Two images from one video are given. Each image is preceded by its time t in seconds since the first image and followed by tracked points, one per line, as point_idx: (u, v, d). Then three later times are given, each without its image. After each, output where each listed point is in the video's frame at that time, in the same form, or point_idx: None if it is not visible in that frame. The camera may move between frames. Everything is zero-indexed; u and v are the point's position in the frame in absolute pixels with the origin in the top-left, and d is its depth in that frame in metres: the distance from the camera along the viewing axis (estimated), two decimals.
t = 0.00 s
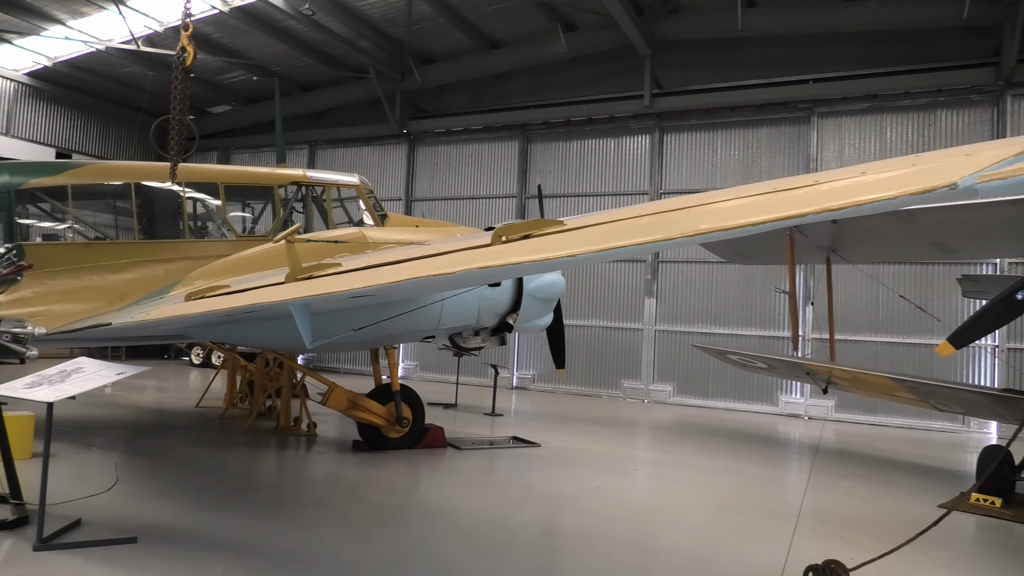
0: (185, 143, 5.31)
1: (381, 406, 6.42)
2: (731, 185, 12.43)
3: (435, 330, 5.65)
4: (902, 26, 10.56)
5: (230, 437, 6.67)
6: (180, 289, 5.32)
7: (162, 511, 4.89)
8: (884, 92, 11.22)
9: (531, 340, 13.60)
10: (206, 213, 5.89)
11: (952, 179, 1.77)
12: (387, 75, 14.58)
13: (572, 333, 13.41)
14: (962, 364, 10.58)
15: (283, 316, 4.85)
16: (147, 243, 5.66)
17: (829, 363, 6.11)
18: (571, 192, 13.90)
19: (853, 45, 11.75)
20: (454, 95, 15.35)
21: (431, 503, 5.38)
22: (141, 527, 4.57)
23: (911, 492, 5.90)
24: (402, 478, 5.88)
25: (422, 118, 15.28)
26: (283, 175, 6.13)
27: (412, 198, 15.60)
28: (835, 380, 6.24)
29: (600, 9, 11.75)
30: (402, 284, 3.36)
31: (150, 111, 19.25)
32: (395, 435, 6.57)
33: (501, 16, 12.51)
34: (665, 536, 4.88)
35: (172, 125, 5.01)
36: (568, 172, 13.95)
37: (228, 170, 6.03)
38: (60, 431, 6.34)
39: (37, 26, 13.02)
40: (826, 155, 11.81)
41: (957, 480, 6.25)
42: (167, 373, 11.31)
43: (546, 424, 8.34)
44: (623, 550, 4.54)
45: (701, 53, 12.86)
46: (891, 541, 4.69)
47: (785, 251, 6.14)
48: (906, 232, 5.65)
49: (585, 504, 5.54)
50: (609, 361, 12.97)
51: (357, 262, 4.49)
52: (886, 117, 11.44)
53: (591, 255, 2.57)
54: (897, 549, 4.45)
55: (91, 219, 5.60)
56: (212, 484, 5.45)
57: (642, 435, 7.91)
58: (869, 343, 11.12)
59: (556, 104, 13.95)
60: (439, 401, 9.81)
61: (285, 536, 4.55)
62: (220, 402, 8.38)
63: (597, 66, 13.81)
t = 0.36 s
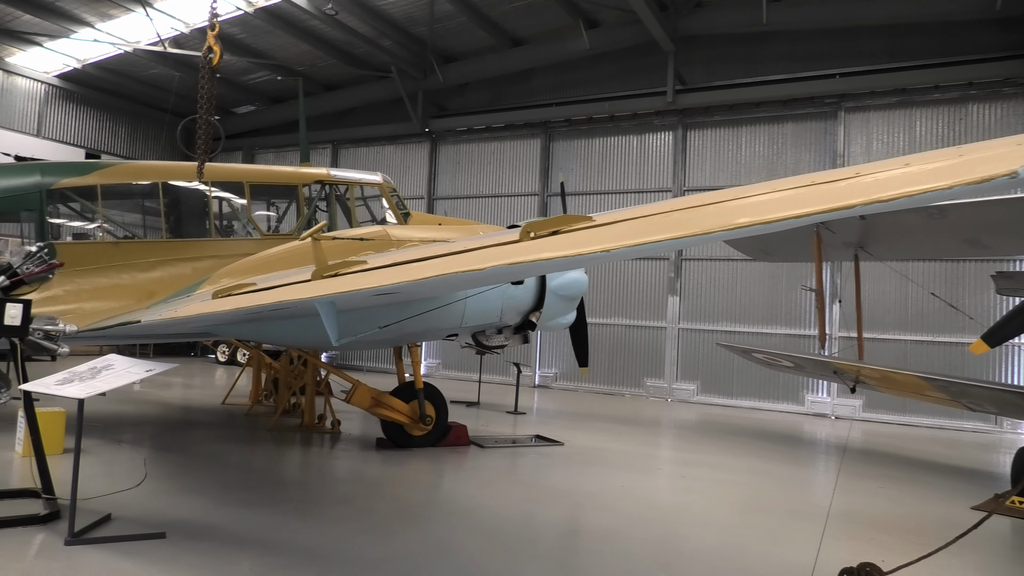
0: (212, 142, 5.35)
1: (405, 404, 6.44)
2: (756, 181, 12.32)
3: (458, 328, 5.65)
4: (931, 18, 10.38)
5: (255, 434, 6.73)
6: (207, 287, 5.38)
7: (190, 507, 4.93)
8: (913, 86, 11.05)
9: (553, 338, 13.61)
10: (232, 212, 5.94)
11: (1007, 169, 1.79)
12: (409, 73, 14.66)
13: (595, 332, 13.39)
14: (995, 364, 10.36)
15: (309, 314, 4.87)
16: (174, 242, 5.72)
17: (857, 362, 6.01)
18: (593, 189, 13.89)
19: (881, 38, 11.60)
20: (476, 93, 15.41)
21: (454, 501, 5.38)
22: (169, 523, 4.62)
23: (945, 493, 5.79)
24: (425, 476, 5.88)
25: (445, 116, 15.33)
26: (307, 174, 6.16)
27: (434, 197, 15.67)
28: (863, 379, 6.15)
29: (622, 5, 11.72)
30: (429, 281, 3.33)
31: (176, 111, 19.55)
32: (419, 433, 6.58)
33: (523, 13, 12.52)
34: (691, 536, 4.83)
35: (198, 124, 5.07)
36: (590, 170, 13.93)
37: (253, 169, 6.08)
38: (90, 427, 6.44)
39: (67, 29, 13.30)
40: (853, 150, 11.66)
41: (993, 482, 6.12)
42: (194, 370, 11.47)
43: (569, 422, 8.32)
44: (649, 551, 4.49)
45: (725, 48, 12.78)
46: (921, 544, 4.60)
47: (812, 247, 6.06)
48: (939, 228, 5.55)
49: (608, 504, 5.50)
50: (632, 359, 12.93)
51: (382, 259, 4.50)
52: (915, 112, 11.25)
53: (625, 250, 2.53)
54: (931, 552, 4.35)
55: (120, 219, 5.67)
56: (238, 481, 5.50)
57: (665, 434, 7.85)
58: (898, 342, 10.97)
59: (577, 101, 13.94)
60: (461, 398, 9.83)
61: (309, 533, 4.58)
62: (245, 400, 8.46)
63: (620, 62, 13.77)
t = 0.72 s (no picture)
0: (239, 142, 5.38)
1: (429, 402, 6.46)
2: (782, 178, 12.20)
3: (481, 326, 5.65)
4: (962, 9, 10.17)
5: (280, 431, 6.78)
6: (233, 285, 5.42)
7: (217, 503, 4.98)
8: (943, 80, 10.83)
9: (576, 337, 13.60)
10: (257, 211, 6.00)
11: None
12: (431, 72, 14.72)
13: (618, 330, 13.36)
14: None
15: (334, 312, 4.89)
16: (201, 242, 5.79)
17: (887, 361, 5.89)
18: (616, 186, 13.86)
19: (910, 31, 11.42)
20: (498, 91, 15.50)
21: (476, 500, 5.36)
22: (197, 519, 4.66)
23: (982, 494, 5.66)
24: (449, 474, 5.89)
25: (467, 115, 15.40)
26: (331, 172, 6.20)
27: (456, 195, 15.74)
28: (893, 378, 6.03)
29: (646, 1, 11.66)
30: (456, 276, 3.30)
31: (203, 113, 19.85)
32: (442, 431, 6.59)
33: (544, 11, 12.52)
34: (718, 536, 4.77)
35: (225, 126, 5.10)
36: (613, 167, 13.90)
37: (278, 168, 6.13)
38: (121, 423, 6.54)
39: (97, 31, 13.56)
40: (882, 145, 11.48)
41: None
42: (220, 367, 11.62)
43: (592, 421, 8.28)
44: (675, 551, 4.44)
45: (750, 42, 12.68)
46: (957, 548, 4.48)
47: (839, 243, 5.96)
48: (976, 224, 5.41)
49: (633, 503, 5.45)
50: (656, 358, 12.88)
51: (407, 256, 4.49)
52: (946, 106, 11.03)
53: (660, 243, 2.48)
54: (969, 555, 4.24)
55: (148, 219, 5.71)
56: (263, 477, 5.54)
57: (690, 433, 7.78)
58: (929, 341, 10.79)
59: (600, 98, 13.92)
60: (485, 397, 9.84)
61: (334, 529, 4.59)
62: (271, 397, 8.55)
63: (643, 58, 13.74)
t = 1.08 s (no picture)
0: (264, 143, 5.40)
1: (453, 400, 6.47)
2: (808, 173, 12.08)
3: (504, 324, 5.65)
4: None
5: (306, 429, 6.83)
6: (259, 285, 5.47)
7: (245, 500, 5.02)
8: (975, 71, 10.63)
9: (599, 335, 13.59)
10: (282, 211, 6.05)
11: None
12: (453, 71, 14.76)
13: (642, 328, 13.36)
14: None
15: (360, 310, 4.90)
16: (227, 241, 5.86)
17: (918, 359, 5.79)
18: (639, 183, 13.82)
19: (940, 22, 11.25)
20: (520, 89, 15.58)
21: (501, 498, 5.35)
22: (226, 516, 4.70)
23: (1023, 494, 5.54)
24: (473, 472, 5.89)
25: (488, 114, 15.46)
26: (355, 172, 6.24)
27: (478, 194, 15.83)
28: (924, 376, 5.90)
29: None
30: (482, 273, 3.28)
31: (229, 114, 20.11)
32: (466, 429, 6.59)
33: (565, 8, 12.50)
34: (748, 536, 4.72)
35: (251, 126, 5.11)
36: (635, 165, 13.88)
37: (302, 168, 6.17)
38: (150, 421, 6.62)
39: (125, 35, 13.82)
40: (911, 139, 11.31)
41: None
42: (246, 366, 11.75)
43: (616, 419, 8.24)
44: (703, 551, 4.38)
45: (776, 37, 12.61)
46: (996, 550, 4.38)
47: (869, 238, 5.85)
48: (1015, 216, 5.28)
49: (660, 502, 5.41)
50: (680, 356, 12.85)
51: (432, 254, 4.49)
52: (978, 98, 10.82)
53: (694, 237, 2.45)
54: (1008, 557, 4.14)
55: (176, 219, 5.78)
56: (289, 475, 5.58)
57: (715, 432, 7.71)
58: (961, 338, 10.61)
59: (622, 95, 13.89)
60: (508, 395, 9.84)
61: (358, 527, 4.61)
62: (296, 395, 8.62)
63: (667, 54, 13.73)
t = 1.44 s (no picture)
0: (289, 144, 5.41)
1: (477, 400, 6.48)
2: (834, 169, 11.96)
3: (528, 323, 5.64)
4: None
5: (331, 429, 6.87)
6: (284, 285, 5.51)
7: (272, 499, 5.06)
8: (1006, 62, 10.41)
9: (622, 334, 13.62)
10: (306, 212, 6.09)
11: None
12: (474, 70, 14.81)
13: (666, 326, 13.36)
14: None
15: (385, 310, 4.90)
16: (252, 242, 5.92)
17: (949, 356, 5.67)
18: (661, 180, 13.78)
19: (970, 13, 11.04)
20: (541, 88, 15.61)
21: (526, 498, 5.32)
22: (254, 515, 4.74)
23: None
24: (497, 472, 5.88)
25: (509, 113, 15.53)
26: (377, 172, 6.28)
27: (499, 193, 15.95)
28: (956, 374, 5.78)
29: None
30: (508, 272, 3.21)
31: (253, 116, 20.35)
32: (490, 429, 6.59)
33: (586, 5, 12.47)
34: (779, 536, 4.66)
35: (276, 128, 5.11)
36: (658, 162, 13.85)
37: (325, 169, 6.22)
38: (178, 420, 6.72)
39: (151, 40, 14.10)
40: (941, 132, 11.12)
41: None
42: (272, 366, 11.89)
43: (640, 418, 8.19)
44: (731, 552, 4.33)
45: (800, 30, 12.47)
46: None
47: (899, 233, 5.75)
48: None
49: (688, 502, 5.36)
50: (704, 354, 12.84)
51: (457, 254, 4.45)
52: (1009, 89, 10.59)
53: (731, 231, 2.38)
54: None
55: (202, 221, 5.85)
56: (315, 475, 5.61)
57: (741, 431, 7.64)
58: (994, 334, 10.40)
59: (644, 92, 13.85)
60: (531, 394, 9.83)
61: (384, 527, 4.61)
62: (320, 395, 8.68)
63: (688, 50, 13.66)
